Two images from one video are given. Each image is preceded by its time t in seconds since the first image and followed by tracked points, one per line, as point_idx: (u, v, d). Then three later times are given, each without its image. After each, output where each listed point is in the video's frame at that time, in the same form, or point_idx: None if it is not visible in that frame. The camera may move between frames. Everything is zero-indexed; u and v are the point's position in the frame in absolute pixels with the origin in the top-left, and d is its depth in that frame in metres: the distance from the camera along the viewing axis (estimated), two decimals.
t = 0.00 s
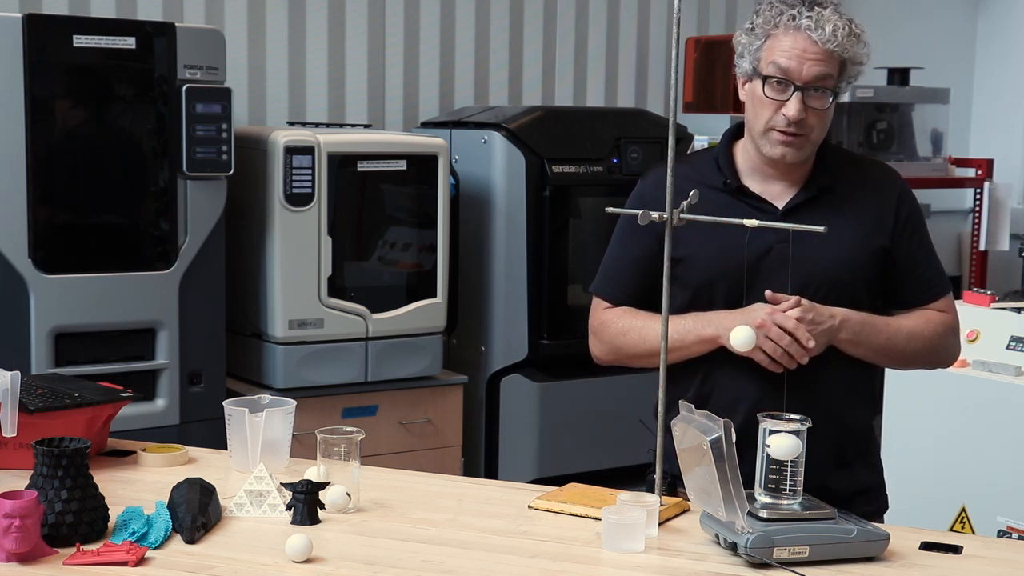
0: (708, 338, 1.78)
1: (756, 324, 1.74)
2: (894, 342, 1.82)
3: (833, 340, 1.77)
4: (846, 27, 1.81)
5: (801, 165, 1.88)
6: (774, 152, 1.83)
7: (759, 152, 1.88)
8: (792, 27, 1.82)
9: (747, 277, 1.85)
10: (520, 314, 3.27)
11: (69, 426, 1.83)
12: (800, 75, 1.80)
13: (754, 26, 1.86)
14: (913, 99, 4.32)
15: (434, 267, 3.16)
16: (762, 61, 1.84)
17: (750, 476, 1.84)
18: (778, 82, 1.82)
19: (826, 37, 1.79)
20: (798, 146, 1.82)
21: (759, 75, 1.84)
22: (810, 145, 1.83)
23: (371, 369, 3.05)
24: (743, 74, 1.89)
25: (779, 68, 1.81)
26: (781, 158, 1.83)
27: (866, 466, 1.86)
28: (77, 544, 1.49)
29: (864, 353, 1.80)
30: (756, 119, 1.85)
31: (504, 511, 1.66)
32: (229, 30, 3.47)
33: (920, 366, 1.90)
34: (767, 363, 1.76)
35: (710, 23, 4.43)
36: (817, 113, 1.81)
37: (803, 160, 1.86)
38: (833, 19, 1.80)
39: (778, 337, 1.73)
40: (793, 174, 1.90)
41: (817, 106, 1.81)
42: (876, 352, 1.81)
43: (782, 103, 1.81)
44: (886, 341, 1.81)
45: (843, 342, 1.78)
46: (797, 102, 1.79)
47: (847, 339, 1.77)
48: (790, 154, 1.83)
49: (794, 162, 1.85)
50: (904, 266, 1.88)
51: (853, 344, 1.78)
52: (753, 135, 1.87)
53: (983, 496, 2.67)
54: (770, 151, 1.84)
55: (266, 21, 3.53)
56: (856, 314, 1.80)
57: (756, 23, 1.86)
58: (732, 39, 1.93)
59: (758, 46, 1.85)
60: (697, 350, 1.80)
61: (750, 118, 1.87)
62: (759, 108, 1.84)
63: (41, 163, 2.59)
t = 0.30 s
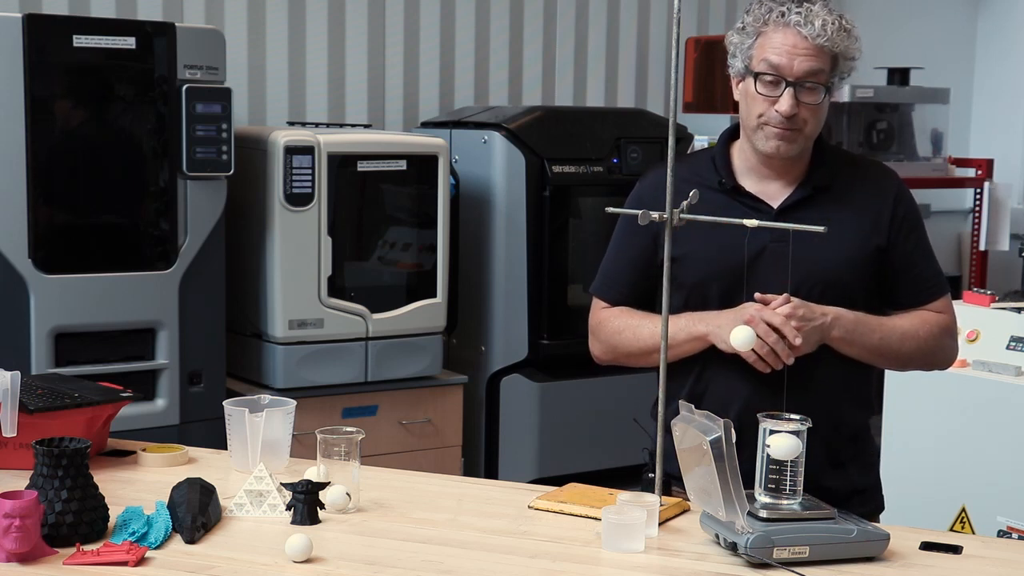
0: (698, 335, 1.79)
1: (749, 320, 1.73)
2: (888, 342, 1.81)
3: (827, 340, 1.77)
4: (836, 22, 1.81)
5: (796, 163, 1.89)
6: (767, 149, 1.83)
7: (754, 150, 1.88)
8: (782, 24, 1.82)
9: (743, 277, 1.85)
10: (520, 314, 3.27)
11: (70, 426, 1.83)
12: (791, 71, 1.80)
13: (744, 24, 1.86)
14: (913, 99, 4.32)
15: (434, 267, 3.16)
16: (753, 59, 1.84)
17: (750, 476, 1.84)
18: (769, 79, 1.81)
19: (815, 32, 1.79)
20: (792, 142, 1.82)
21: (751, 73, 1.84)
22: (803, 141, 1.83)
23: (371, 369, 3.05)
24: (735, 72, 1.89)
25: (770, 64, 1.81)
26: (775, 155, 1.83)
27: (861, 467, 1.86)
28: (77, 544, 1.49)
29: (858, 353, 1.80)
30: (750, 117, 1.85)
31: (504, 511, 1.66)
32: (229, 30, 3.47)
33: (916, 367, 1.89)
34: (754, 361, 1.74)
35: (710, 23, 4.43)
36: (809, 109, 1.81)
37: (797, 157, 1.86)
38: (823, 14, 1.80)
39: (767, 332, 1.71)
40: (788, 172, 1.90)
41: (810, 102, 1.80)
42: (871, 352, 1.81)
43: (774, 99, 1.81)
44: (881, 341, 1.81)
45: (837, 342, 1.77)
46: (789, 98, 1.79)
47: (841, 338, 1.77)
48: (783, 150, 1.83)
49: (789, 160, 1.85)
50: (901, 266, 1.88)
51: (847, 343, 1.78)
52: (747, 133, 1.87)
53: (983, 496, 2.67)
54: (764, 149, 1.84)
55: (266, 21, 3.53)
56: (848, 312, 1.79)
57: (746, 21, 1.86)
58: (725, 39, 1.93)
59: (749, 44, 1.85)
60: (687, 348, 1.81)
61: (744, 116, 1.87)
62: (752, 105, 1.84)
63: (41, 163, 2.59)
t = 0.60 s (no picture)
0: (694, 334, 1.79)
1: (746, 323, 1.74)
2: (887, 340, 1.81)
3: (824, 340, 1.77)
4: (834, 25, 1.81)
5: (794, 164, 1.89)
6: (765, 154, 1.83)
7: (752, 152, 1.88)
8: (780, 26, 1.82)
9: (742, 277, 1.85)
10: (520, 314, 3.27)
11: (69, 426, 1.83)
12: (790, 74, 1.80)
13: (743, 26, 1.86)
14: (913, 99, 4.32)
15: (434, 267, 3.16)
16: (752, 61, 1.84)
17: (750, 476, 1.85)
18: (768, 82, 1.82)
19: (814, 35, 1.79)
20: (790, 145, 1.82)
21: (749, 76, 1.84)
22: (802, 144, 1.83)
23: (371, 369, 3.05)
24: (734, 74, 1.89)
25: (769, 67, 1.81)
26: (774, 159, 1.83)
27: (860, 467, 1.86)
28: (77, 544, 1.49)
29: (857, 351, 1.80)
30: (748, 119, 1.85)
31: (504, 511, 1.66)
32: (229, 30, 3.47)
33: (916, 365, 1.89)
34: (750, 361, 1.75)
35: (710, 23, 4.43)
36: (808, 112, 1.81)
37: (796, 160, 1.87)
38: (821, 17, 1.80)
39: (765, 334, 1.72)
40: (786, 173, 1.90)
41: (808, 105, 1.81)
42: (870, 351, 1.81)
43: (773, 103, 1.81)
44: (879, 339, 1.80)
45: (835, 341, 1.77)
46: (788, 101, 1.79)
47: (839, 337, 1.77)
48: (782, 154, 1.83)
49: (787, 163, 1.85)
50: (899, 265, 1.88)
51: (845, 342, 1.78)
52: (745, 135, 1.87)
53: (983, 496, 2.67)
54: (762, 152, 1.84)
55: (266, 21, 3.53)
56: (847, 312, 1.79)
57: (745, 23, 1.86)
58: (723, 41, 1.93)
59: (748, 46, 1.85)
60: (683, 347, 1.81)
61: (742, 118, 1.87)
62: (750, 108, 1.84)
63: (41, 163, 2.59)
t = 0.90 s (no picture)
0: (679, 292, 1.79)
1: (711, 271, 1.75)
2: (895, 321, 1.81)
3: (839, 313, 1.76)
4: (835, 27, 1.81)
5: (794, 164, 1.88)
6: (766, 156, 1.83)
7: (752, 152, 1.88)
8: (781, 29, 1.82)
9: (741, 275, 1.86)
10: (520, 314, 3.27)
11: (69, 426, 1.83)
12: (790, 76, 1.80)
13: (744, 29, 1.87)
14: (913, 99, 4.32)
15: (434, 267, 3.16)
16: (752, 63, 1.84)
17: (750, 475, 1.85)
18: (768, 84, 1.81)
19: (815, 38, 1.79)
20: (791, 148, 1.82)
21: (750, 78, 1.84)
22: (803, 147, 1.83)
23: (371, 369, 3.05)
24: (734, 76, 1.89)
25: (769, 70, 1.81)
26: (774, 161, 1.83)
27: (862, 468, 1.87)
28: (77, 544, 1.49)
29: (868, 327, 1.79)
30: (748, 121, 1.85)
31: (504, 511, 1.66)
32: (229, 30, 3.47)
33: (917, 355, 1.88)
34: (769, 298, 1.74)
35: (710, 22, 4.43)
36: (809, 115, 1.80)
37: (796, 161, 1.87)
38: (822, 20, 1.80)
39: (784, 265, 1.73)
40: (786, 173, 1.90)
41: (809, 108, 1.80)
42: (880, 329, 1.80)
43: (773, 105, 1.81)
44: (888, 318, 1.80)
45: (850, 316, 1.77)
46: (788, 103, 1.79)
47: (855, 309, 1.77)
48: (782, 157, 1.83)
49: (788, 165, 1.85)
50: (899, 262, 1.88)
51: (861, 313, 1.77)
52: (745, 136, 1.87)
53: (983, 495, 2.67)
54: (762, 153, 1.84)
55: (266, 21, 3.53)
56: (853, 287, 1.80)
57: (746, 26, 1.86)
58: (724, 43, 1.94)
59: (748, 48, 1.85)
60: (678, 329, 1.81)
61: (743, 120, 1.87)
62: (751, 110, 1.84)
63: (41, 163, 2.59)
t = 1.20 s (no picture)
0: (676, 274, 1.80)
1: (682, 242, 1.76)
2: (900, 331, 1.81)
3: (849, 328, 1.76)
4: (838, 36, 1.80)
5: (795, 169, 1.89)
6: (767, 163, 1.84)
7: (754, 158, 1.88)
8: (783, 37, 1.81)
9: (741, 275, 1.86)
10: (520, 314, 3.27)
11: (70, 426, 1.83)
12: (793, 86, 1.79)
13: (746, 36, 1.86)
14: (913, 99, 4.32)
15: (434, 267, 3.16)
16: (754, 71, 1.84)
17: (750, 475, 1.85)
18: (769, 93, 1.81)
19: (817, 47, 1.78)
20: (792, 156, 1.82)
21: (751, 85, 1.84)
22: (803, 155, 1.83)
23: (371, 369, 3.05)
24: (736, 82, 1.88)
25: (771, 79, 1.81)
26: (775, 167, 1.84)
27: (862, 468, 1.87)
28: (77, 544, 1.49)
29: (877, 339, 1.78)
30: (749, 128, 1.85)
31: (504, 511, 1.66)
32: (229, 30, 3.47)
33: (919, 359, 1.89)
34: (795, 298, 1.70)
35: (710, 22, 4.43)
36: (810, 124, 1.80)
37: (797, 168, 1.87)
38: (825, 29, 1.79)
39: (816, 274, 1.68)
40: (787, 176, 1.90)
41: (810, 116, 1.80)
42: (887, 342, 1.79)
43: (774, 114, 1.81)
44: (895, 330, 1.80)
45: (859, 330, 1.76)
46: (790, 113, 1.79)
47: (865, 324, 1.76)
48: (783, 165, 1.83)
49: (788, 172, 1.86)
50: (900, 264, 1.88)
51: (871, 327, 1.77)
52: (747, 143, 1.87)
53: (983, 496, 2.67)
54: (764, 161, 1.84)
55: (266, 21, 3.53)
56: (863, 298, 1.79)
57: (748, 32, 1.86)
58: (726, 47, 1.93)
59: (750, 56, 1.85)
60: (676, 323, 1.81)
61: (744, 126, 1.87)
62: (752, 118, 1.84)
63: (41, 163, 2.59)
